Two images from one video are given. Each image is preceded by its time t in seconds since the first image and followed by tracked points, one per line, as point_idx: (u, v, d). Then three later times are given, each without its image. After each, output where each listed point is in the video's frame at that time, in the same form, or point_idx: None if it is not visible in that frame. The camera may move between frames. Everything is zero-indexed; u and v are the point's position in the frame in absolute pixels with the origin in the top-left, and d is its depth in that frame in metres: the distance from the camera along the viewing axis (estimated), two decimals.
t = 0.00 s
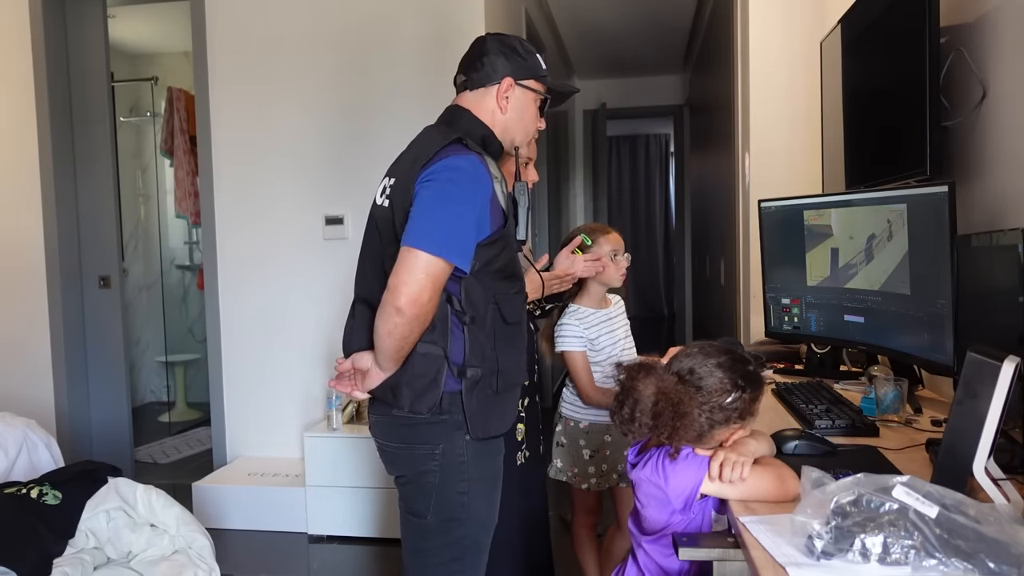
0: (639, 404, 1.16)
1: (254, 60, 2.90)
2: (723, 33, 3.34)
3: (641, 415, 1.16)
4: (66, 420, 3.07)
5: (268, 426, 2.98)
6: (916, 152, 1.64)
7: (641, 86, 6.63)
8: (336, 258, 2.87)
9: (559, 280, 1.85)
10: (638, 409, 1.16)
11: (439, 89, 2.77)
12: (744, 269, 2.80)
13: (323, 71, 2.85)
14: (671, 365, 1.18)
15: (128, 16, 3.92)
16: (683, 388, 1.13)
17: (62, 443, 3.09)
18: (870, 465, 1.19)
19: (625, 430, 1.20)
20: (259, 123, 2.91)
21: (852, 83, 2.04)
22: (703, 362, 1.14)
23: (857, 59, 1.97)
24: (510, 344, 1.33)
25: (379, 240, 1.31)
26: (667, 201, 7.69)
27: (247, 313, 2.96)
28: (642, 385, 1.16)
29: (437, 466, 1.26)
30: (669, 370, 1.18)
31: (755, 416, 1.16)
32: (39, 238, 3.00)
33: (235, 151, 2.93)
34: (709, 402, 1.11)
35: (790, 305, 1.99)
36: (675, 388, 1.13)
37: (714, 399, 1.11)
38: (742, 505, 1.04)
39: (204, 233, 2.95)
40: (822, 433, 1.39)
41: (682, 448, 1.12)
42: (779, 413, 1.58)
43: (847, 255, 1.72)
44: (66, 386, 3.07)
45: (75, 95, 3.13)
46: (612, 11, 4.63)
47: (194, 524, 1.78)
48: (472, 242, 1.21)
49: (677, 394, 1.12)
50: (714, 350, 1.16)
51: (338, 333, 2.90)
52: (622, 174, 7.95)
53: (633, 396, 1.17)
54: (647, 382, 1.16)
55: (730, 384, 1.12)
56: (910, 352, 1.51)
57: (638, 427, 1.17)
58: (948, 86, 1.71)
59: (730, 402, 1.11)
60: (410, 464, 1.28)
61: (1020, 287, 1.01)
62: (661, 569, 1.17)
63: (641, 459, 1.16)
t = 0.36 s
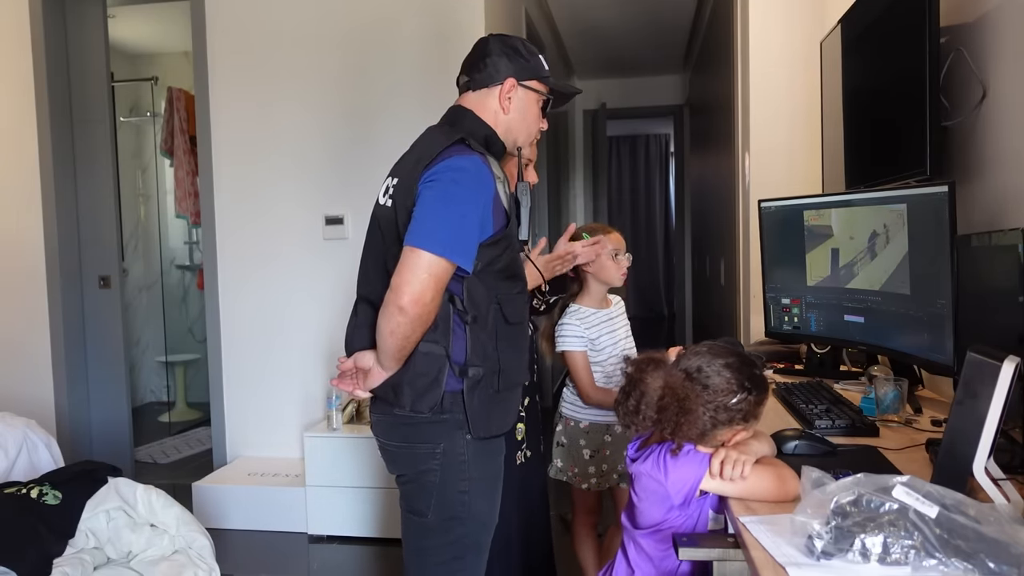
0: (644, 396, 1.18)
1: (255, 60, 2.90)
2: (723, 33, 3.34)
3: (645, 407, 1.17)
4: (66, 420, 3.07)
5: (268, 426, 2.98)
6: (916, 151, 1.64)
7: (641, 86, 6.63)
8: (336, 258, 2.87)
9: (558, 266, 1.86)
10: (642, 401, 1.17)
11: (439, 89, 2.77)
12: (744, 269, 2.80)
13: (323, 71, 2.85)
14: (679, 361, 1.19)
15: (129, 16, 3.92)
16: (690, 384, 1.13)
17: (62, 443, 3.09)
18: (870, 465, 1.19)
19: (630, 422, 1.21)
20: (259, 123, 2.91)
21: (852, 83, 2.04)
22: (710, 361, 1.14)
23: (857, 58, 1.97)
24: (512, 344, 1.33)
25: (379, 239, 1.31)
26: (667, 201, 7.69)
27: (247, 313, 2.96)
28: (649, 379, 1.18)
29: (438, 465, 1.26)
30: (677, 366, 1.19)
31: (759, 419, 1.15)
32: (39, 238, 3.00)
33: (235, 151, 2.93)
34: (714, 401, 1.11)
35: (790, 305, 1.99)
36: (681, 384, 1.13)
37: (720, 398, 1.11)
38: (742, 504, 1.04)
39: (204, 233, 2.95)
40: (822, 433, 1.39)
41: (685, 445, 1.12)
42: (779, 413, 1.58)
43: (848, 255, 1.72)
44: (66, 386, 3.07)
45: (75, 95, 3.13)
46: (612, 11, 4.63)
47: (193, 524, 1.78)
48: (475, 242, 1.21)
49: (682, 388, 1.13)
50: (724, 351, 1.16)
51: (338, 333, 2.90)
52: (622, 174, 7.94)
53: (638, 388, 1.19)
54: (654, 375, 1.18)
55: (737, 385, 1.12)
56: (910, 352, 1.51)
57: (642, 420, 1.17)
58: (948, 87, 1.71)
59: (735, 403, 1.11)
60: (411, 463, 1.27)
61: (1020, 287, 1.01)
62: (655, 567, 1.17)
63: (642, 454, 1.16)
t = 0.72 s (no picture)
0: (645, 396, 1.16)
1: (255, 60, 2.90)
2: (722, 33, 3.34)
3: (646, 407, 1.15)
4: (66, 420, 3.07)
5: (267, 426, 2.98)
6: (916, 152, 1.64)
7: (641, 86, 6.63)
8: (336, 258, 2.88)
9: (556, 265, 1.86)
10: (644, 400, 1.16)
11: (439, 89, 2.77)
12: (744, 269, 2.80)
13: (323, 71, 2.85)
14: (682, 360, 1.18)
15: (129, 16, 3.92)
16: (693, 386, 1.12)
17: (62, 443, 3.09)
18: (870, 464, 1.19)
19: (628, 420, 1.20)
20: (259, 123, 2.91)
21: (852, 83, 2.04)
22: (714, 364, 1.13)
23: (857, 58, 1.97)
24: (512, 344, 1.33)
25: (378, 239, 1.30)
26: (667, 201, 7.69)
27: (247, 313, 2.96)
28: (653, 378, 1.16)
29: (437, 465, 1.26)
30: (680, 365, 1.18)
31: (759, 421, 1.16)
32: (38, 238, 3.00)
33: (235, 151, 2.93)
34: (717, 403, 1.11)
35: (790, 305, 1.99)
36: (685, 385, 1.13)
37: (722, 400, 1.11)
38: (743, 505, 1.04)
39: (204, 233, 2.95)
40: (822, 433, 1.39)
41: (686, 445, 1.12)
42: (779, 413, 1.58)
43: (848, 256, 1.72)
44: (66, 386, 3.07)
45: (75, 95, 3.13)
46: (612, 11, 4.62)
47: (193, 524, 1.78)
48: (475, 242, 1.21)
49: (688, 390, 1.12)
50: (726, 351, 1.16)
51: (338, 333, 2.90)
52: (622, 174, 7.94)
53: (641, 387, 1.17)
54: (658, 374, 1.16)
55: (741, 388, 1.12)
56: (910, 352, 1.51)
57: (643, 420, 1.17)
58: (948, 87, 1.71)
59: (738, 406, 1.11)
60: (410, 462, 1.27)
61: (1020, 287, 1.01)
62: (651, 565, 1.17)
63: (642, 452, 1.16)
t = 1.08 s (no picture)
0: (647, 399, 1.16)
1: (255, 60, 2.90)
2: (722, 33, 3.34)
3: (649, 410, 1.15)
4: (66, 420, 3.07)
5: (267, 426, 2.98)
6: (916, 152, 1.64)
7: (641, 86, 6.63)
8: (336, 258, 2.87)
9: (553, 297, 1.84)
10: (646, 403, 1.16)
11: (439, 89, 2.77)
12: (744, 269, 2.80)
13: (324, 71, 2.85)
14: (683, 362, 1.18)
15: (129, 16, 3.92)
16: (695, 388, 1.12)
17: (62, 443, 3.09)
18: (870, 464, 1.19)
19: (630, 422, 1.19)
20: (259, 123, 2.91)
21: (852, 83, 2.04)
22: (715, 366, 1.13)
23: (857, 58, 1.97)
24: (512, 344, 1.34)
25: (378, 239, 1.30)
26: (667, 201, 7.69)
27: (247, 313, 2.96)
28: (655, 381, 1.16)
29: (436, 465, 1.26)
30: (680, 367, 1.17)
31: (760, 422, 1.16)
32: (39, 238, 3.00)
33: (235, 151, 2.93)
34: (719, 405, 1.11)
35: (790, 305, 1.99)
36: (687, 388, 1.12)
37: (724, 403, 1.11)
38: (743, 505, 1.04)
39: (204, 233, 2.95)
40: (822, 433, 1.39)
41: (687, 447, 1.12)
42: (779, 413, 1.58)
43: (848, 256, 1.72)
44: (66, 386, 3.07)
45: (75, 95, 3.13)
46: (612, 11, 4.62)
47: (193, 524, 1.78)
48: (475, 242, 1.21)
49: (690, 393, 1.12)
50: (726, 352, 1.16)
51: (338, 333, 2.90)
52: (622, 174, 7.94)
53: (643, 389, 1.17)
54: (659, 377, 1.16)
55: (743, 388, 1.12)
56: (910, 352, 1.51)
57: (645, 423, 1.16)
58: (948, 87, 1.71)
59: (739, 407, 1.11)
60: (410, 462, 1.27)
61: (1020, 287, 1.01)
62: (649, 564, 1.17)
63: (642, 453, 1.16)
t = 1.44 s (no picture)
0: (647, 397, 1.16)
1: (255, 59, 2.90)
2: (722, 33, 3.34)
3: (649, 407, 1.15)
4: (66, 421, 3.07)
5: (267, 425, 2.98)
6: (916, 151, 1.64)
7: (641, 86, 6.63)
8: (336, 258, 2.87)
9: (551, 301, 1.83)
10: (646, 400, 1.16)
11: (439, 89, 2.77)
12: (744, 269, 2.80)
13: (324, 71, 2.85)
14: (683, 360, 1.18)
15: (129, 16, 3.92)
16: (695, 386, 1.12)
17: (62, 443, 3.09)
18: (870, 464, 1.19)
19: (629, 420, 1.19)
20: (259, 123, 2.91)
21: (852, 83, 2.04)
22: (715, 364, 1.13)
23: (857, 58, 1.97)
24: (511, 344, 1.34)
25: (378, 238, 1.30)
26: (667, 201, 7.69)
27: (247, 313, 2.96)
28: (655, 379, 1.16)
29: (436, 465, 1.26)
30: (680, 365, 1.18)
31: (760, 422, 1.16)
32: (38, 238, 3.00)
33: (236, 151, 2.93)
34: (719, 404, 1.11)
35: (790, 305, 1.99)
36: (687, 386, 1.12)
37: (724, 401, 1.11)
38: (743, 505, 1.04)
39: (204, 233, 2.95)
40: (822, 433, 1.39)
41: (687, 446, 1.12)
42: (779, 413, 1.58)
43: (848, 256, 1.72)
44: (67, 387, 3.08)
45: (75, 95, 3.13)
46: (612, 11, 4.62)
47: (193, 524, 1.78)
48: (475, 242, 1.21)
49: (690, 390, 1.12)
50: (726, 351, 1.16)
51: (338, 333, 2.90)
52: (622, 174, 7.94)
53: (643, 387, 1.17)
54: (659, 375, 1.16)
55: (742, 386, 1.12)
56: (910, 352, 1.51)
57: (645, 421, 1.16)
58: (948, 87, 1.71)
59: (740, 406, 1.11)
60: (409, 463, 1.27)
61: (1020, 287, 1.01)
62: (643, 562, 1.16)
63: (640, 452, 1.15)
